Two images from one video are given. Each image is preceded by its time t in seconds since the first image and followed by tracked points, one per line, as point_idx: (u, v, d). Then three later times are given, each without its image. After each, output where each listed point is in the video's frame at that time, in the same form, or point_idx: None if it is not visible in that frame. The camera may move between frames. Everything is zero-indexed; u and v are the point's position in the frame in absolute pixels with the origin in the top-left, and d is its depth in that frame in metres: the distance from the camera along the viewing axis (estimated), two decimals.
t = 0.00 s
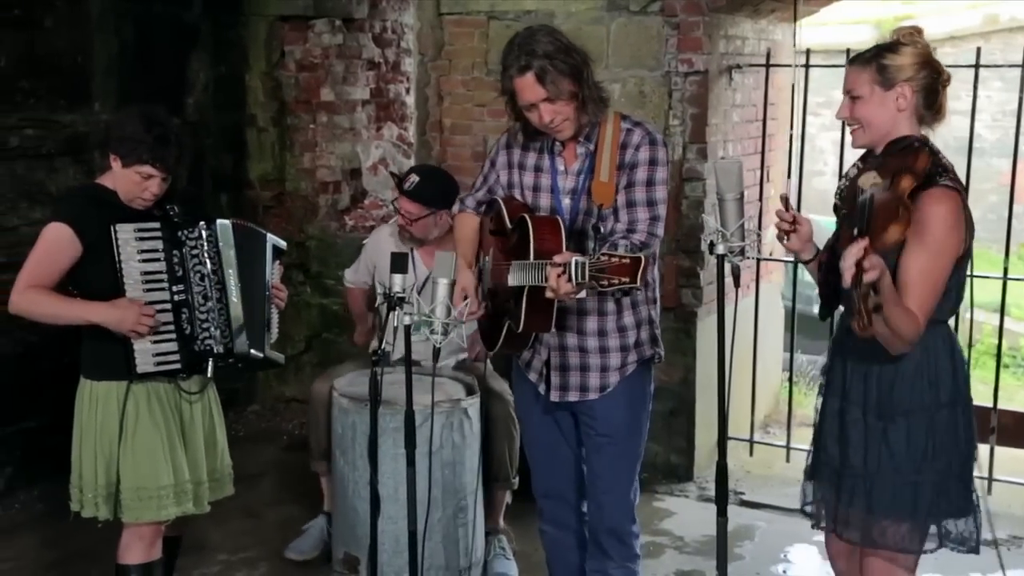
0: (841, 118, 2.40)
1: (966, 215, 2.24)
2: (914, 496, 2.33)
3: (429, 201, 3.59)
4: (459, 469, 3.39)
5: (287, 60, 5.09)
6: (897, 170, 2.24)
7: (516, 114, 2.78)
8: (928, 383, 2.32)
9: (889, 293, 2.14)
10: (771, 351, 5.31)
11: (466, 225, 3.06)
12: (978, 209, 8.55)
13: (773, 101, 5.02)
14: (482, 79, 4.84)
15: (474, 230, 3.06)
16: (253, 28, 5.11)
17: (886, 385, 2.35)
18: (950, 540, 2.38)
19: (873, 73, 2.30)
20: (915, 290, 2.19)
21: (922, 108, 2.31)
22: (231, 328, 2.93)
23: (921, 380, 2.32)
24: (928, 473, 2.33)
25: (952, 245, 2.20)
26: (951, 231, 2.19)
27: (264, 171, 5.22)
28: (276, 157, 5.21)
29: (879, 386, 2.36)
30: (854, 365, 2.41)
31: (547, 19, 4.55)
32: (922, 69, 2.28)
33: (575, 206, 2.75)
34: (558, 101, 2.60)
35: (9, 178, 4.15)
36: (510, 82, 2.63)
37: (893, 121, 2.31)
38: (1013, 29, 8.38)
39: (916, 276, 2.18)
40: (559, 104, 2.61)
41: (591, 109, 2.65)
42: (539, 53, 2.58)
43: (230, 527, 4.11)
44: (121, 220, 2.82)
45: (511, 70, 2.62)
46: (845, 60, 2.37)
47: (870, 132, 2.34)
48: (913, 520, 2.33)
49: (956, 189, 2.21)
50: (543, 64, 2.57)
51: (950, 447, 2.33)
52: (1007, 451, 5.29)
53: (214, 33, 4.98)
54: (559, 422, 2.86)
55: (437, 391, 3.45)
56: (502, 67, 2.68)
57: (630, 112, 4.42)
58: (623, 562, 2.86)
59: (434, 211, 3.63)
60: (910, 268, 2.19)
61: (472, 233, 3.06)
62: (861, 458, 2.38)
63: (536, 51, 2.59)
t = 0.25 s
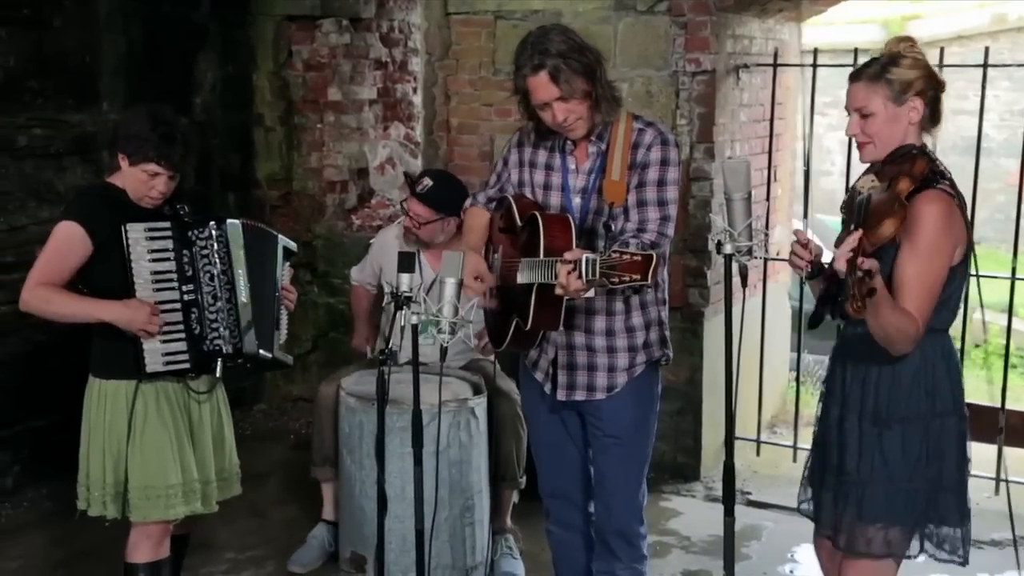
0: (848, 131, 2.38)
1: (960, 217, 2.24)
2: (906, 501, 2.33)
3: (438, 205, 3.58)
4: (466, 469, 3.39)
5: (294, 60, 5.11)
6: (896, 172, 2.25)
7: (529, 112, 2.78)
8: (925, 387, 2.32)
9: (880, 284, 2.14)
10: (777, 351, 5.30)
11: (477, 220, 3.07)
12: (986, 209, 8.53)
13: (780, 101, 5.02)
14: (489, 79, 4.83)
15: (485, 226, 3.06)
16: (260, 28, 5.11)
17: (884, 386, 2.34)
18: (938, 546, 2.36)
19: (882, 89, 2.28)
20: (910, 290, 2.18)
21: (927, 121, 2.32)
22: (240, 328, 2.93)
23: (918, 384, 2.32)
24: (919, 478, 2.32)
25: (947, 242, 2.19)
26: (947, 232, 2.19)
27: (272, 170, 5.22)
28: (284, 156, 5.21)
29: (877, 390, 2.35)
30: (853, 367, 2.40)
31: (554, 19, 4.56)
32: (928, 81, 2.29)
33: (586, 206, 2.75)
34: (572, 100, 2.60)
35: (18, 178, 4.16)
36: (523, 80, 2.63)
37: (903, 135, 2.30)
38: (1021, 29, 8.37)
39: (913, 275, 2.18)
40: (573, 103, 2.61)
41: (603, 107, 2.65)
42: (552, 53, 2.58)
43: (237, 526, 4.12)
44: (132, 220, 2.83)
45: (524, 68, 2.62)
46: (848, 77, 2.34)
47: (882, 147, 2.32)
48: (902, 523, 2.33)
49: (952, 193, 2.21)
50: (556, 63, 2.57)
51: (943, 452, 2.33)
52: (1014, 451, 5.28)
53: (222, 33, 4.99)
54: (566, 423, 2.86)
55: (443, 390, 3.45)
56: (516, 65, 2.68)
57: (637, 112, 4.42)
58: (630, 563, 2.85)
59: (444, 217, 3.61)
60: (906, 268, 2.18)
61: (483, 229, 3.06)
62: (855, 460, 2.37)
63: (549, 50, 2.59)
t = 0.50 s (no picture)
0: (854, 121, 2.38)
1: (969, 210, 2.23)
2: (910, 498, 2.33)
3: (446, 201, 3.57)
4: (472, 469, 3.39)
5: (301, 60, 5.09)
6: (899, 169, 2.26)
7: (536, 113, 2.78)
8: (930, 386, 2.31)
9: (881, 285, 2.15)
10: (784, 351, 5.30)
11: (483, 217, 3.03)
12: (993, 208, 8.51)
13: (787, 100, 5.01)
14: (496, 78, 4.83)
15: (492, 223, 3.01)
16: (266, 27, 5.11)
17: (888, 385, 2.34)
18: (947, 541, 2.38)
19: (890, 77, 2.27)
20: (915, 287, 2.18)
21: (934, 112, 2.31)
22: (246, 331, 2.95)
23: (924, 383, 2.31)
24: (925, 478, 2.32)
25: (954, 234, 2.19)
26: (952, 225, 2.18)
27: (278, 169, 5.24)
28: (290, 155, 5.21)
29: (882, 388, 2.35)
30: (858, 367, 2.40)
31: (561, 18, 4.55)
32: (936, 72, 2.27)
33: (592, 206, 2.75)
34: (581, 100, 2.60)
35: (26, 177, 4.16)
36: (530, 81, 2.63)
37: (908, 123, 2.29)
38: None
39: (918, 272, 2.17)
40: (582, 104, 2.61)
41: (612, 108, 2.65)
42: (561, 53, 2.59)
43: (243, 525, 4.12)
44: (143, 219, 2.83)
45: (531, 69, 2.62)
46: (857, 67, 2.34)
47: (886, 136, 2.31)
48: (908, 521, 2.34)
49: (957, 187, 2.21)
50: (565, 63, 2.57)
51: (947, 450, 2.32)
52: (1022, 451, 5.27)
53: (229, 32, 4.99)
54: (571, 423, 2.86)
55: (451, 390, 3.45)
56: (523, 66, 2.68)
57: (644, 111, 4.41)
58: (633, 563, 2.86)
59: (452, 208, 3.60)
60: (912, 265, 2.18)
61: (490, 225, 3.02)
62: (863, 458, 2.38)
63: (557, 51, 2.60)
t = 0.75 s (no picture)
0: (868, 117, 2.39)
1: (982, 214, 2.22)
2: (913, 498, 2.32)
3: (451, 202, 3.57)
4: (478, 468, 3.39)
5: (308, 59, 5.12)
6: (909, 176, 2.24)
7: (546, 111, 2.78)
8: (935, 386, 2.31)
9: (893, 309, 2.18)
10: (790, 351, 5.29)
11: (489, 221, 3.04)
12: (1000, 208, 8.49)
13: (794, 100, 5.01)
14: (502, 77, 4.83)
15: (497, 228, 3.03)
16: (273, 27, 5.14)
17: (893, 384, 2.34)
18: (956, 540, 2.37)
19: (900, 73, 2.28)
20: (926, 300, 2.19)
21: (947, 111, 2.28)
22: (256, 331, 2.95)
23: (930, 383, 2.31)
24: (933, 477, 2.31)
25: (967, 242, 2.18)
26: (964, 231, 2.18)
27: (286, 168, 5.25)
28: (297, 154, 5.23)
29: (887, 387, 2.36)
30: (864, 367, 2.40)
31: (567, 17, 4.55)
32: (950, 71, 2.25)
33: (600, 205, 2.75)
34: (594, 98, 2.60)
35: (35, 176, 4.17)
36: (540, 79, 2.63)
37: (917, 122, 2.28)
38: None
39: (930, 284, 2.19)
40: (592, 102, 2.61)
41: (621, 106, 2.65)
42: (572, 52, 2.58)
43: (251, 523, 4.13)
44: (154, 218, 2.83)
45: (541, 67, 2.61)
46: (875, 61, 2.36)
47: (894, 132, 2.32)
48: (914, 521, 2.33)
49: (969, 192, 2.19)
50: (576, 61, 2.56)
51: (953, 451, 2.31)
52: None
53: (236, 32, 5.00)
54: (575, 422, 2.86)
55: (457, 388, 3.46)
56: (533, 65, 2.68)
57: (651, 110, 4.42)
58: (639, 562, 2.86)
59: (456, 215, 3.61)
60: (923, 275, 2.19)
61: (495, 229, 3.03)
62: (866, 455, 2.38)
63: (567, 49, 2.59)
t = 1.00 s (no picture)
0: (868, 123, 2.39)
1: (980, 218, 2.23)
2: (914, 498, 2.32)
3: (448, 202, 3.57)
4: (484, 466, 3.39)
5: (315, 58, 5.11)
6: (906, 184, 2.24)
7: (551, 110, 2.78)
8: (938, 394, 2.31)
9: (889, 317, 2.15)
10: (796, 350, 5.28)
11: (492, 217, 3.06)
12: (1007, 207, 8.48)
13: (800, 99, 5.00)
14: (508, 77, 4.84)
15: (500, 224, 3.05)
16: (279, 26, 5.13)
17: (897, 392, 2.34)
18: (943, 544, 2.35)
19: (903, 80, 2.29)
20: (930, 308, 2.18)
21: (949, 120, 2.29)
22: (265, 328, 2.96)
23: (932, 385, 2.31)
24: (931, 482, 2.32)
25: (966, 247, 2.18)
26: (963, 236, 2.18)
27: (292, 167, 5.27)
28: (303, 154, 5.24)
29: (891, 388, 2.35)
30: (867, 366, 2.40)
31: (573, 16, 4.55)
32: (954, 82, 2.26)
33: (604, 204, 2.75)
34: (604, 96, 2.60)
35: (42, 175, 4.18)
36: (548, 79, 2.62)
37: (918, 128, 2.28)
38: None
39: (932, 291, 2.18)
40: (601, 100, 2.61)
41: (627, 104, 2.65)
42: (580, 49, 2.58)
43: (257, 521, 4.14)
44: (163, 217, 2.84)
45: (549, 66, 2.60)
46: (878, 67, 2.35)
47: (894, 137, 2.32)
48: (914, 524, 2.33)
49: (967, 197, 2.20)
50: (585, 59, 2.56)
51: (954, 454, 2.32)
52: None
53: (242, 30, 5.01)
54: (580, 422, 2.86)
55: (463, 387, 3.46)
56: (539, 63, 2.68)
57: (657, 109, 4.41)
58: (642, 562, 2.86)
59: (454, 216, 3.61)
60: (925, 281, 2.19)
61: (497, 225, 3.05)
62: (867, 457, 2.37)
63: (575, 47, 2.58)
